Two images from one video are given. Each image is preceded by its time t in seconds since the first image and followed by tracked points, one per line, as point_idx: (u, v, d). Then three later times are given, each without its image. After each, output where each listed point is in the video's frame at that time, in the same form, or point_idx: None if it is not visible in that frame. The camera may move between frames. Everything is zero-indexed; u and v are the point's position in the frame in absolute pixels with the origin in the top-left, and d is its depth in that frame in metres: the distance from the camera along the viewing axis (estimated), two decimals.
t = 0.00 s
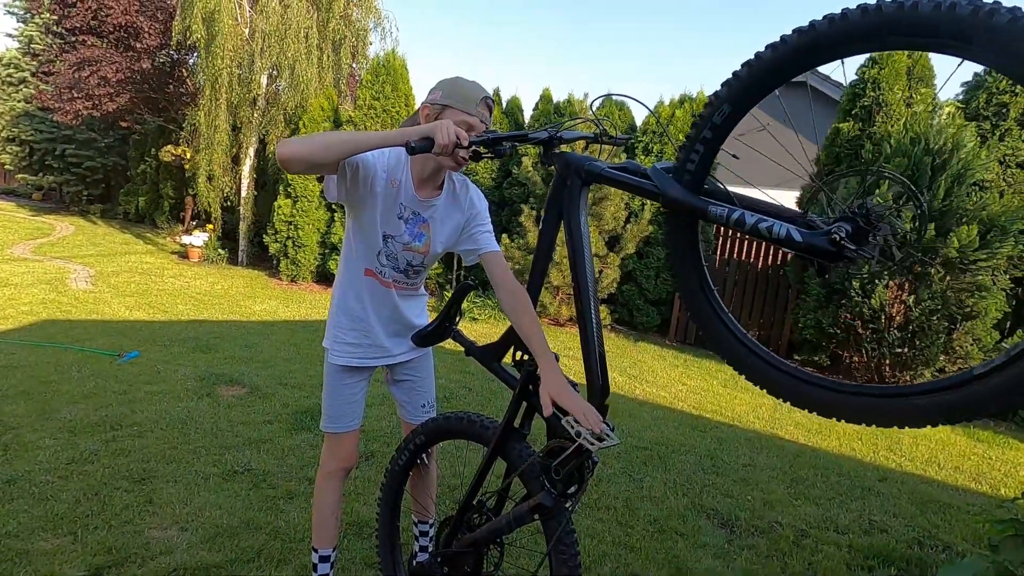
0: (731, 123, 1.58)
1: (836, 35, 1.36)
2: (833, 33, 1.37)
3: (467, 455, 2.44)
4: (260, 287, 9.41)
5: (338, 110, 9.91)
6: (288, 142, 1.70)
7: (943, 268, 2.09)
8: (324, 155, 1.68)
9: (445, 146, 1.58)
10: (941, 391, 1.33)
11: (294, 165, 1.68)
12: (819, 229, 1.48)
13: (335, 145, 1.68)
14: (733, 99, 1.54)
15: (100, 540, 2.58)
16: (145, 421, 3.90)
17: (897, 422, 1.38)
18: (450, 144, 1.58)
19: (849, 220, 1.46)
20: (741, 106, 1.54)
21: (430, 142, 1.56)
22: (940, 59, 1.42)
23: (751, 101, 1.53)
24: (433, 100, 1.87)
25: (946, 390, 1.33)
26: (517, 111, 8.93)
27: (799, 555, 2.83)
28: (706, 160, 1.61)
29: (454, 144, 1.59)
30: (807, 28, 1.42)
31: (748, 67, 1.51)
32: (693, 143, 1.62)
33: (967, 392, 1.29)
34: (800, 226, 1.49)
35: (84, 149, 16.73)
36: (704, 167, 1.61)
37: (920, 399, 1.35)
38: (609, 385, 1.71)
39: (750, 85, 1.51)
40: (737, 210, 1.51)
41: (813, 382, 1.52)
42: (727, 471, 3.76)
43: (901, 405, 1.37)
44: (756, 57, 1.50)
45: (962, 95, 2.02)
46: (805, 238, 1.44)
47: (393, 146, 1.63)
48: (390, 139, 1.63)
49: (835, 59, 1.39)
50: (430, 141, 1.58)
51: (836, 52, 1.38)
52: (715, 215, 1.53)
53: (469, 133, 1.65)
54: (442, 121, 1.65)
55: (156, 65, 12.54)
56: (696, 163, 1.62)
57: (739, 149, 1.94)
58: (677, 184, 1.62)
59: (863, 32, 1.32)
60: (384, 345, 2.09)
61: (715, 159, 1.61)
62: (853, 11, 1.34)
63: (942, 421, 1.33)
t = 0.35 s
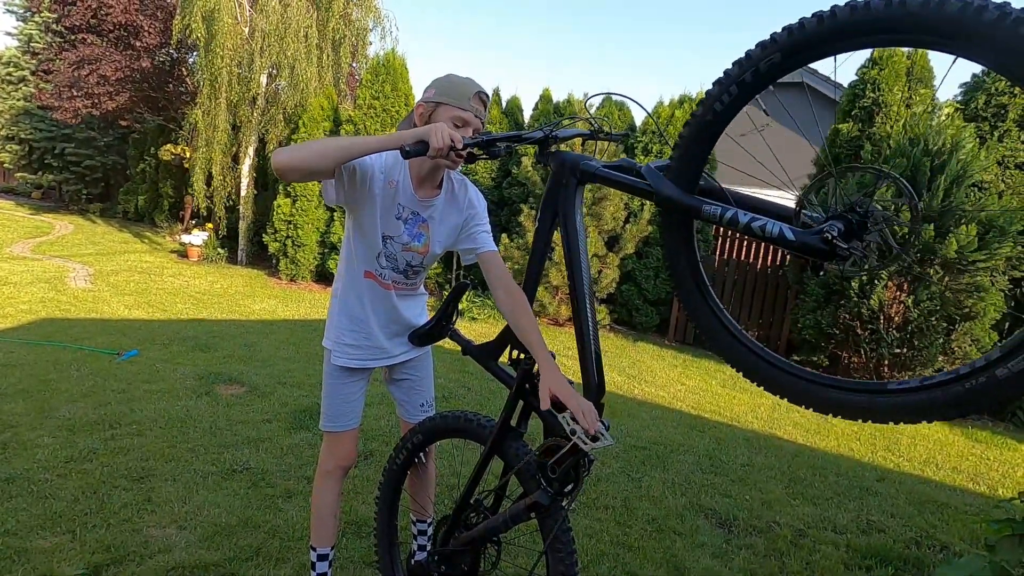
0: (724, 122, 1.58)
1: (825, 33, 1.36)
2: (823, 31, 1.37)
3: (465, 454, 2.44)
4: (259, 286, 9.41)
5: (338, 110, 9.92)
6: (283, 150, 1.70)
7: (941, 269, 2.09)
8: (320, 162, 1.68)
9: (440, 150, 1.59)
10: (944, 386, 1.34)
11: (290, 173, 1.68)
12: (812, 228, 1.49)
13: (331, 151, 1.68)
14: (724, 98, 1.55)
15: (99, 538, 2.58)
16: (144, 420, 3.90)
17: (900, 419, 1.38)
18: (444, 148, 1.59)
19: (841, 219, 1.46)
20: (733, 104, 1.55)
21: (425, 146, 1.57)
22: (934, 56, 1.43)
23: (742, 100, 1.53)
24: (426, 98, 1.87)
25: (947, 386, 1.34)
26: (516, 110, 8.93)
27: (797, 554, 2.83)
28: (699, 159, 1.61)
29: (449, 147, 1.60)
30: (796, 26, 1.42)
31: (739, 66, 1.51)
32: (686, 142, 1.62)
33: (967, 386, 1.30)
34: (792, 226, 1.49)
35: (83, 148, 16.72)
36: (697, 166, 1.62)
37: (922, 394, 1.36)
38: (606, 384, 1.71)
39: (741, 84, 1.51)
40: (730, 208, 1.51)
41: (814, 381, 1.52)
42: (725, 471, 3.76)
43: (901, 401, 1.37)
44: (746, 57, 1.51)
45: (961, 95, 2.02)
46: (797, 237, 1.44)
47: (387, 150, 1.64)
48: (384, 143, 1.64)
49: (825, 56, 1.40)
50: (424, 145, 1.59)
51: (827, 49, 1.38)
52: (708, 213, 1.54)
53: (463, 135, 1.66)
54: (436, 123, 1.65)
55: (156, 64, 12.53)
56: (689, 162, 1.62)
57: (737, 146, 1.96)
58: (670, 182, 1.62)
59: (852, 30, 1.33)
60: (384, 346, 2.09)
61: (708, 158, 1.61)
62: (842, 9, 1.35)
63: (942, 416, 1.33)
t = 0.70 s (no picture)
0: (722, 126, 1.58)
1: (820, 35, 1.37)
2: (818, 33, 1.38)
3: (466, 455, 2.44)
4: (260, 287, 9.42)
5: (338, 111, 9.92)
6: (283, 151, 1.70)
7: (943, 267, 2.08)
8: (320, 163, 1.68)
9: (441, 152, 1.59)
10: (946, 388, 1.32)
11: (290, 174, 1.68)
12: (814, 228, 1.48)
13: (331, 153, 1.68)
14: (720, 102, 1.55)
15: (100, 540, 2.58)
16: (146, 421, 3.91)
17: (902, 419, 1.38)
18: (445, 149, 1.59)
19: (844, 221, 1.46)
20: (731, 107, 1.54)
21: (426, 148, 1.57)
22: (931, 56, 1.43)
23: (739, 104, 1.53)
24: (426, 99, 1.87)
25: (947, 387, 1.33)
26: (517, 111, 8.94)
27: (799, 555, 2.83)
28: (699, 159, 1.60)
29: (449, 148, 1.60)
30: (791, 30, 1.42)
31: (735, 71, 1.52)
32: (687, 142, 1.61)
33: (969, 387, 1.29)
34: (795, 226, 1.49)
35: (84, 149, 16.75)
36: (698, 166, 1.61)
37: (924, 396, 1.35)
38: (607, 384, 1.70)
39: (737, 88, 1.51)
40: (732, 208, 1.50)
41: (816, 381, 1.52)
42: (727, 471, 3.76)
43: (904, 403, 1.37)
44: (742, 61, 1.51)
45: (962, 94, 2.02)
46: (800, 237, 1.43)
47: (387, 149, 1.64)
48: (384, 144, 1.64)
49: (821, 58, 1.40)
50: (425, 146, 1.58)
51: (822, 51, 1.38)
52: (710, 213, 1.53)
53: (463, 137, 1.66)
54: (436, 125, 1.65)
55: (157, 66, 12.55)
56: (690, 162, 1.62)
57: (738, 144, 1.96)
58: (671, 182, 1.61)
59: (847, 30, 1.33)
60: (383, 347, 2.09)
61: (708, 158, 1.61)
62: (835, 11, 1.35)
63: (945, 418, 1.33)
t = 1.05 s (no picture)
0: (733, 140, 1.58)
1: (826, 50, 1.38)
2: (824, 48, 1.38)
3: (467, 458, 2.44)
4: (260, 287, 9.42)
5: (340, 112, 9.93)
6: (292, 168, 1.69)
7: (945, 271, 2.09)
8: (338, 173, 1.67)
9: (454, 150, 1.61)
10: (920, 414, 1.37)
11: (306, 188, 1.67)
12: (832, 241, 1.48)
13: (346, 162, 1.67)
14: (730, 119, 1.56)
15: (100, 540, 2.58)
16: (146, 421, 3.90)
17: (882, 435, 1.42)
18: (457, 149, 1.61)
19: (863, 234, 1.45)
20: (741, 123, 1.55)
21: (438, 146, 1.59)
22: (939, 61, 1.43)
23: (748, 121, 1.54)
24: (420, 90, 1.91)
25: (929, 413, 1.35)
26: (518, 112, 8.94)
27: (799, 558, 2.82)
28: (715, 168, 1.61)
29: (461, 148, 1.62)
30: (796, 46, 1.44)
31: (742, 90, 1.53)
32: (704, 149, 1.61)
33: (951, 418, 1.31)
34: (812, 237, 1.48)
35: (85, 149, 16.76)
36: (713, 176, 1.61)
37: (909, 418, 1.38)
38: (614, 390, 1.69)
39: (747, 106, 1.53)
40: (749, 218, 1.51)
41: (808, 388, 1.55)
42: (728, 473, 3.76)
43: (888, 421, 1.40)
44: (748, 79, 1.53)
45: (965, 98, 2.02)
46: (818, 250, 1.43)
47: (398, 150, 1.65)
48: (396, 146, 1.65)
49: (829, 73, 1.41)
50: (435, 144, 1.60)
51: (831, 65, 1.39)
52: (726, 222, 1.54)
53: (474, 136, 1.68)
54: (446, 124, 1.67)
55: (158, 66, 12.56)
56: (706, 171, 1.62)
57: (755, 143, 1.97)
58: (687, 191, 1.62)
59: (854, 44, 1.34)
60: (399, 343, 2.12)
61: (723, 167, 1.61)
62: (841, 25, 1.37)
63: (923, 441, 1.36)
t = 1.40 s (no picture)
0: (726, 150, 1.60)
1: (808, 59, 1.42)
2: (806, 56, 1.42)
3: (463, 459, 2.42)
4: (258, 289, 9.40)
5: (338, 113, 9.92)
6: (286, 180, 1.70)
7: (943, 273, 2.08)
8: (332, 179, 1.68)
9: (444, 143, 1.64)
10: (857, 417, 1.46)
11: (301, 198, 1.69)
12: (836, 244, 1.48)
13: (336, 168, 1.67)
14: (722, 129, 1.59)
15: (96, 543, 2.57)
16: (143, 423, 3.89)
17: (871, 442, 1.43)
18: (448, 142, 1.64)
19: (869, 235, 1.47)
20: (729, 135, 1.59)
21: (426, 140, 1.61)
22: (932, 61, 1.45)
23: (740, 130, 1.56)
24: (390, 81, 1.98)
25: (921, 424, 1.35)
26: (516, 113, 8.95)
27: (798, 559, 2.82)
28: (714, 170, 1.61)
29: (451, 141, 1.64)
30: (777, 57, 1.48)
31: (727, 104, 1.57)
32: (700, 151, 1.61)
33: (943, 431, 1.31)
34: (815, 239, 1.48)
35: (82, 150, 16.72)
36: (714, 177, 1.61)
37: (900, 426, 1.38)
38: (610, 394, 1.69)
39: (738, 116, 1.55)
40: (750, 220, 1.50)
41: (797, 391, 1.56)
42: (726, 474, 3.76)
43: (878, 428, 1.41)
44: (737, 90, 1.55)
45: (961, 98, 2.03)
46: (822, 253, 1.43)
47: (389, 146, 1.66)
48: (384, 141, 1.66)
49: (816, 79, 1.43)
50: (426, 138, 1.62)
51: (815, 72, 1.42)
52: (726, 223, 1.53)
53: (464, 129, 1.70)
54: (434, 118, 1.69)
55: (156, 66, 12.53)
56: (705, 172, 1.61)
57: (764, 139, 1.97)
58: (687, 190, 1.61)
59: (835, 48, 1.38)
60: (403, 335, 2.15)
61: (721, 168, 1.61)
62: (820, 32, 1.41)
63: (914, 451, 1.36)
